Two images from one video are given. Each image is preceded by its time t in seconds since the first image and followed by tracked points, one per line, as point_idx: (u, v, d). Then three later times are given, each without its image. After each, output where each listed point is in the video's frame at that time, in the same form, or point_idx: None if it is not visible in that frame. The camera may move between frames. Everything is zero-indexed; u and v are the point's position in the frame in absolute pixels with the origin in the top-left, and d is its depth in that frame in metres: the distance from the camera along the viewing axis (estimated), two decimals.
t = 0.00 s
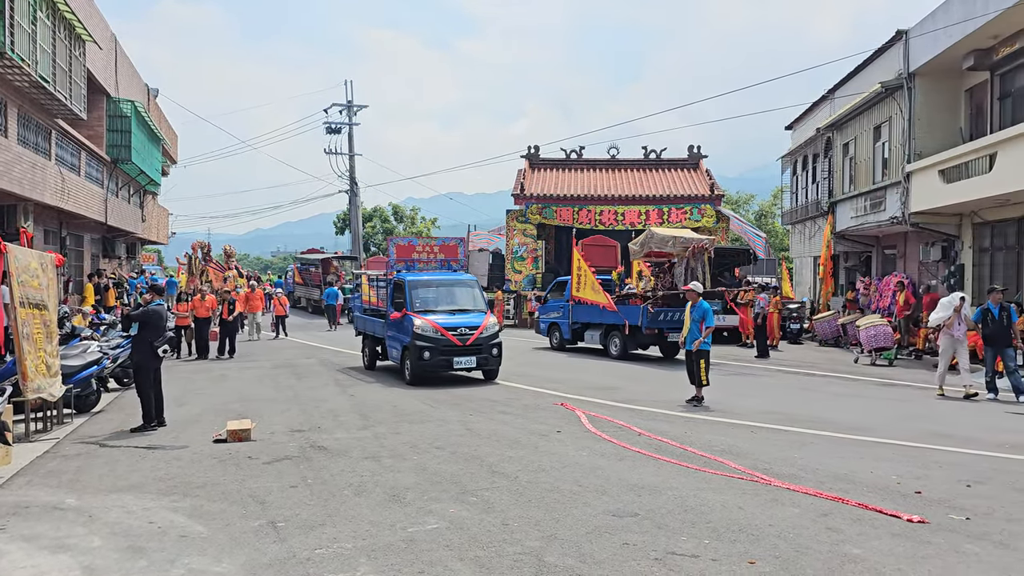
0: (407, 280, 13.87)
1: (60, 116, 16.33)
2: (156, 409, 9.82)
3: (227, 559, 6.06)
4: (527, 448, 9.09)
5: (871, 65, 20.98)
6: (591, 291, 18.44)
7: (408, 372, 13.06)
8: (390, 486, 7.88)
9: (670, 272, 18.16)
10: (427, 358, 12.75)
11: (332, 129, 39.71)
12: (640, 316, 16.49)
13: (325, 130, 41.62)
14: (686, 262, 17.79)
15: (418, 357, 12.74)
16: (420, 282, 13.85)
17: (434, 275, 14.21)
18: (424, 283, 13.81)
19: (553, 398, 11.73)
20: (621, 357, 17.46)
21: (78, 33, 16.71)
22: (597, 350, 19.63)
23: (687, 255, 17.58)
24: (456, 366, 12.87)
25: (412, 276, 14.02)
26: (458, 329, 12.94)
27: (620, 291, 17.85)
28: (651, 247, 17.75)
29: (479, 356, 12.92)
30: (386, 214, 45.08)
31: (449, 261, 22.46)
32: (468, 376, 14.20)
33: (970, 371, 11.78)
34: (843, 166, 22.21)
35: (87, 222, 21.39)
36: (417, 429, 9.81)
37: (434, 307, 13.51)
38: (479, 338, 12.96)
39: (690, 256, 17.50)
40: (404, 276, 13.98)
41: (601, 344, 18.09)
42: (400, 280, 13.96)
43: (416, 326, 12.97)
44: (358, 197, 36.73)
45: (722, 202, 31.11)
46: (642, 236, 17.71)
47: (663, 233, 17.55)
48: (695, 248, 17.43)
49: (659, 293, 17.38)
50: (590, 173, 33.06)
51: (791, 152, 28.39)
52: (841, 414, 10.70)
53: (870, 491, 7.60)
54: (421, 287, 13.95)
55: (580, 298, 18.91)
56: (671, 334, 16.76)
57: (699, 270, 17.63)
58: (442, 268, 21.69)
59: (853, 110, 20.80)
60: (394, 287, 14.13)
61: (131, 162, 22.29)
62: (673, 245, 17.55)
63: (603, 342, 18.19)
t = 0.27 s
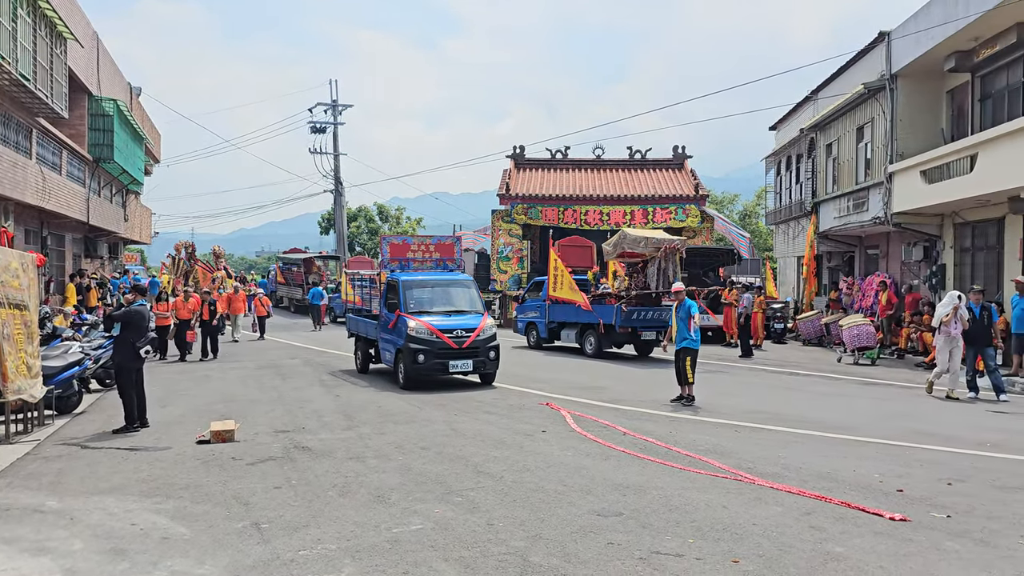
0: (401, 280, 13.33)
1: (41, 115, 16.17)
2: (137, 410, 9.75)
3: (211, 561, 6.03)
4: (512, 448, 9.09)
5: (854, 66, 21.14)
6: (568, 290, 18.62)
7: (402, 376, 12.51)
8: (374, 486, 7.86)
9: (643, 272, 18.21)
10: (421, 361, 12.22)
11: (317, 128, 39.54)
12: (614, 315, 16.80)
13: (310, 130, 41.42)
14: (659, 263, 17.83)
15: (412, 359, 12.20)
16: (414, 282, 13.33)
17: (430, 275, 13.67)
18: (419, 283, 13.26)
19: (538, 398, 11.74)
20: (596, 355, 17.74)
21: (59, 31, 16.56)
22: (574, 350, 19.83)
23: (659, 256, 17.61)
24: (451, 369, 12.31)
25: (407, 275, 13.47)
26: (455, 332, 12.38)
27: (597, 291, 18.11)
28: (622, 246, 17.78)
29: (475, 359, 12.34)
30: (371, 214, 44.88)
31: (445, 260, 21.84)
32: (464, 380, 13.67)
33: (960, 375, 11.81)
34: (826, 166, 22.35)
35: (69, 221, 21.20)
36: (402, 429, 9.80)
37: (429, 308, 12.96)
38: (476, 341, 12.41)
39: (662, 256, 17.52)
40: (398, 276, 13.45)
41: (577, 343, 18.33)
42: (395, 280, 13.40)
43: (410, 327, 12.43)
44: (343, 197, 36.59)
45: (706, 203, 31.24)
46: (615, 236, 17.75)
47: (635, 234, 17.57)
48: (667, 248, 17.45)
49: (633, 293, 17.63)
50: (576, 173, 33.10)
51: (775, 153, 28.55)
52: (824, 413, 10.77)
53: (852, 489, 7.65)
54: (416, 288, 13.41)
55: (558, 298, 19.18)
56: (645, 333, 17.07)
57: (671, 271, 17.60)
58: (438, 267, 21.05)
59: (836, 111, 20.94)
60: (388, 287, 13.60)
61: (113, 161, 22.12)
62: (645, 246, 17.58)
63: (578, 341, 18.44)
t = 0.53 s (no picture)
0: (395, 280, 12.85)
1: (23, 114, 16.03)
2: (120, 412, 9.68)
3: (195, 564, 5.99)
4: (499, 449, 9.09)
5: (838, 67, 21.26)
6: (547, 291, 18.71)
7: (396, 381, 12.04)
8: (361, 488, 7.83)
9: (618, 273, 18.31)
10: (416, 365, 11.76)
11: (304, 127, 39.38)
12: (591, 314, 17.01)
13: (297, 129, 41.25)
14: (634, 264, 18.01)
15: (407, 364, 11.73)
16: (410, 282, 12.86)
17: (426, 275, 13.17)
18: (415, 284, 12.78)
19: (525, 398, 11.74)
20: (573, 354, 17.95)
21: (42, 29, 16.42)
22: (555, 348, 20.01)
23: (634, 256, 17.82)
24: (448, 373, 11.87)
25: (402, 275, 12.96)
26: (451, 334, 11.93)
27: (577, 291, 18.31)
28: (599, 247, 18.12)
29: (472, 363, 11.89)
30: (358, 214, 44.68)
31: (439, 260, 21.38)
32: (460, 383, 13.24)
33: (945, 372, 11.86)
34: (812, 167, 22.45)
35: (52, 221, 21.03)
36: (389, 430, 9.77)
37: (425, 310, 12.49)
38: (474, 344, 11.95)
39: (637, 256, 17.73)
40: (392, 276, 12.99)
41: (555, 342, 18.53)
42: (390, 280, 12.90)
43: (404, 330, 11.96)
44: (330, 196, 36.46)
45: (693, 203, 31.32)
46: (591, 237, 18.03)
47: (611, 235, 17.90)
48: (641, 248, 17.67)
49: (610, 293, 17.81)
50: (563, 173, 33.12)
51: (761, 154, 28.68)
52: (809, 412, 10.82)
53: (837, 488, 7.69)
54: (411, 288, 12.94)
55: (536, 298, 19.32)
56: (622, 331, 17.12)
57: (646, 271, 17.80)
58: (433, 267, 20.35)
59: (821, 112, 21.04)
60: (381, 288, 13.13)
61: (97, 161, 21.96)
62: (620, 247, 17.86)
63: (556, 339, 18.65)
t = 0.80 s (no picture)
0: (393, 280, 12.48)
1: (9, 113, 15.91)
2: (108, 414, 9.63)
3: (183, 565, 5.97)
4: (489, 449, 9.10)
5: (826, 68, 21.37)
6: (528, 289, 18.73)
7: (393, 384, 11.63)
8: (350, 488, 7.82)
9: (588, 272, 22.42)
10: (413, 368, 11.32)
11: (293, 127, 39.28)
12: (570, 312, 17.20)
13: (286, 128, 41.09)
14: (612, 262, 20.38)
15: (404, 367, 11.30)
16: (407, 282, 12.49)
17: (425, 275, 12.81)
18: (412, 284, 12.40)
19: (515, 398, 11.74)
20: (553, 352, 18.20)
21: (28, 28, 16.30)
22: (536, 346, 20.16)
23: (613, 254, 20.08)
24: (446, 376, 11.44)
25: (399, 276, 12.59)
26: (450, 336, 11.49)
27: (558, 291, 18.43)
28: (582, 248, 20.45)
29: (471, 366, 11.44)
30: (347, 214, 44.49)
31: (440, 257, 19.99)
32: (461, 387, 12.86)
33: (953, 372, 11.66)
34: (800, 167, 22.54)
35: (39, 221, 20.90)
36: (378, 431, 9.76)
37: (423, 310, 12.10)
38: (473, 346, 11.51)
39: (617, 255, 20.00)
40: (390, 276, 12.61)
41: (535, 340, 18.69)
42: (387, 281, 12.53)
43: (401, 331, 11.56)
44: (320, 196, 36.36)
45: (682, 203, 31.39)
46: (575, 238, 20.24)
47: (592, 236, 20.29)
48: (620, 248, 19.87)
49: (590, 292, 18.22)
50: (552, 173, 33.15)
51: (749, 153, 28.78)
52: (797, 411, 10.87)
53: (825, 487, 7.73)
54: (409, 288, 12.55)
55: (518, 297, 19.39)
56: (601, 330, 17.45)
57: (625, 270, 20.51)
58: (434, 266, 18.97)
59: (809, 112, 21.13)
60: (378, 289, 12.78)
61: (84, 160, 21.84)
62: (600, 246, 20.17)
63: (538, 338, 18.83)
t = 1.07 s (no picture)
0: (393, 279, 12.11)
1: None
2: (101, 413, 9.61)
3: (175, 566, 5.95)
4: (482, 447, 9.10)
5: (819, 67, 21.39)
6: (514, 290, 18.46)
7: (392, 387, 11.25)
8: (343, 488, 7.80)
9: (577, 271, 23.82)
10: (414, 370, 10.92)
11: (286, 126, 39.11)
12: (554, 311, 17.44)
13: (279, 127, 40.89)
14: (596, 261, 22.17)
15: (405, 369, 10.91)
16: (409, 280, 12.11)
17: (427, 274, 12.44)
18: (413, 283, 12.02)
19: (509, 397, 11.74)
20: (537, 349, 18.45)
21: (19, 26, 16.20)
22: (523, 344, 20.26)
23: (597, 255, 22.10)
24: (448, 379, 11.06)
25: (400, 274, 12.20)
26: (452, 337, 11.11)
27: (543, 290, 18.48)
28: (565, 247, 23.25)
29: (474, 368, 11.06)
30: (341, 213, 44.33)
31: (442, 257, 18.16)
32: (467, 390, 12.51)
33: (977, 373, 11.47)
34: (793, 166, 22.59)
35: (30, 220, 20.82)
36: (372, 429, 9.75)
37: (424, 310, 11.72)
38: (476, 347, 11.13)
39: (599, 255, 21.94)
40: (390, 274, 12.24)
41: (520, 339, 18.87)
42: (388, 280, 12.15)
43: (402, 332, 11.18)
44: (313, 195, 36.27)
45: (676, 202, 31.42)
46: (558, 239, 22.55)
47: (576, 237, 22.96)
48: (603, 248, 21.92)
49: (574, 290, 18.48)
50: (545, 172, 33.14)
51: (743, 152, 28.82)
52: (790, 410, 10.89)
53: (818, 485, 7.75)
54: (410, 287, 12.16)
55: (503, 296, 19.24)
56: (584, 329, 17.76)
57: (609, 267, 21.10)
58: (439, 264, 17.66)
59: (802, 111, 21.17)
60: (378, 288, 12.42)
61: (76, 159, 21.76)
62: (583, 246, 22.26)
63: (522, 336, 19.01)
